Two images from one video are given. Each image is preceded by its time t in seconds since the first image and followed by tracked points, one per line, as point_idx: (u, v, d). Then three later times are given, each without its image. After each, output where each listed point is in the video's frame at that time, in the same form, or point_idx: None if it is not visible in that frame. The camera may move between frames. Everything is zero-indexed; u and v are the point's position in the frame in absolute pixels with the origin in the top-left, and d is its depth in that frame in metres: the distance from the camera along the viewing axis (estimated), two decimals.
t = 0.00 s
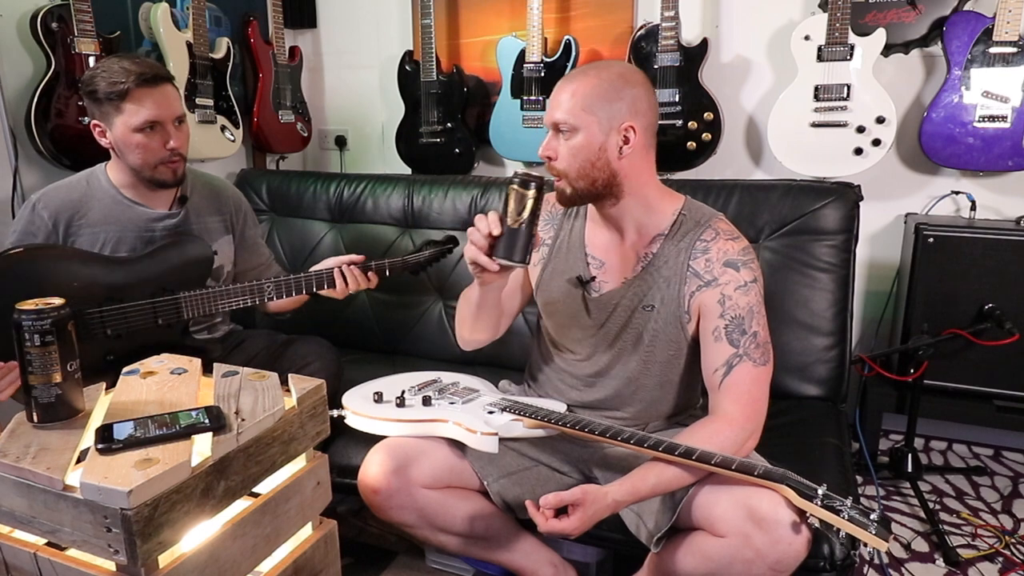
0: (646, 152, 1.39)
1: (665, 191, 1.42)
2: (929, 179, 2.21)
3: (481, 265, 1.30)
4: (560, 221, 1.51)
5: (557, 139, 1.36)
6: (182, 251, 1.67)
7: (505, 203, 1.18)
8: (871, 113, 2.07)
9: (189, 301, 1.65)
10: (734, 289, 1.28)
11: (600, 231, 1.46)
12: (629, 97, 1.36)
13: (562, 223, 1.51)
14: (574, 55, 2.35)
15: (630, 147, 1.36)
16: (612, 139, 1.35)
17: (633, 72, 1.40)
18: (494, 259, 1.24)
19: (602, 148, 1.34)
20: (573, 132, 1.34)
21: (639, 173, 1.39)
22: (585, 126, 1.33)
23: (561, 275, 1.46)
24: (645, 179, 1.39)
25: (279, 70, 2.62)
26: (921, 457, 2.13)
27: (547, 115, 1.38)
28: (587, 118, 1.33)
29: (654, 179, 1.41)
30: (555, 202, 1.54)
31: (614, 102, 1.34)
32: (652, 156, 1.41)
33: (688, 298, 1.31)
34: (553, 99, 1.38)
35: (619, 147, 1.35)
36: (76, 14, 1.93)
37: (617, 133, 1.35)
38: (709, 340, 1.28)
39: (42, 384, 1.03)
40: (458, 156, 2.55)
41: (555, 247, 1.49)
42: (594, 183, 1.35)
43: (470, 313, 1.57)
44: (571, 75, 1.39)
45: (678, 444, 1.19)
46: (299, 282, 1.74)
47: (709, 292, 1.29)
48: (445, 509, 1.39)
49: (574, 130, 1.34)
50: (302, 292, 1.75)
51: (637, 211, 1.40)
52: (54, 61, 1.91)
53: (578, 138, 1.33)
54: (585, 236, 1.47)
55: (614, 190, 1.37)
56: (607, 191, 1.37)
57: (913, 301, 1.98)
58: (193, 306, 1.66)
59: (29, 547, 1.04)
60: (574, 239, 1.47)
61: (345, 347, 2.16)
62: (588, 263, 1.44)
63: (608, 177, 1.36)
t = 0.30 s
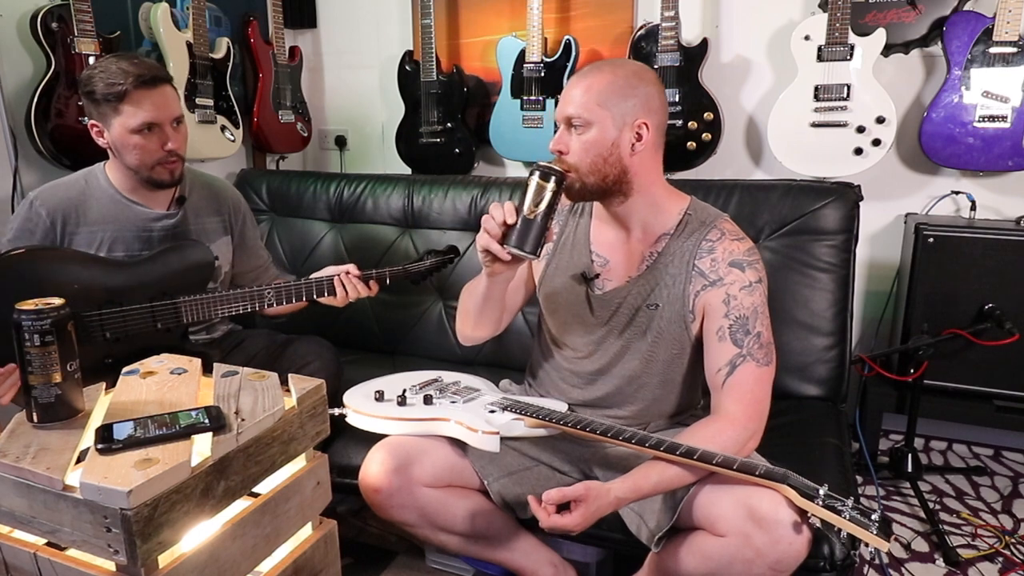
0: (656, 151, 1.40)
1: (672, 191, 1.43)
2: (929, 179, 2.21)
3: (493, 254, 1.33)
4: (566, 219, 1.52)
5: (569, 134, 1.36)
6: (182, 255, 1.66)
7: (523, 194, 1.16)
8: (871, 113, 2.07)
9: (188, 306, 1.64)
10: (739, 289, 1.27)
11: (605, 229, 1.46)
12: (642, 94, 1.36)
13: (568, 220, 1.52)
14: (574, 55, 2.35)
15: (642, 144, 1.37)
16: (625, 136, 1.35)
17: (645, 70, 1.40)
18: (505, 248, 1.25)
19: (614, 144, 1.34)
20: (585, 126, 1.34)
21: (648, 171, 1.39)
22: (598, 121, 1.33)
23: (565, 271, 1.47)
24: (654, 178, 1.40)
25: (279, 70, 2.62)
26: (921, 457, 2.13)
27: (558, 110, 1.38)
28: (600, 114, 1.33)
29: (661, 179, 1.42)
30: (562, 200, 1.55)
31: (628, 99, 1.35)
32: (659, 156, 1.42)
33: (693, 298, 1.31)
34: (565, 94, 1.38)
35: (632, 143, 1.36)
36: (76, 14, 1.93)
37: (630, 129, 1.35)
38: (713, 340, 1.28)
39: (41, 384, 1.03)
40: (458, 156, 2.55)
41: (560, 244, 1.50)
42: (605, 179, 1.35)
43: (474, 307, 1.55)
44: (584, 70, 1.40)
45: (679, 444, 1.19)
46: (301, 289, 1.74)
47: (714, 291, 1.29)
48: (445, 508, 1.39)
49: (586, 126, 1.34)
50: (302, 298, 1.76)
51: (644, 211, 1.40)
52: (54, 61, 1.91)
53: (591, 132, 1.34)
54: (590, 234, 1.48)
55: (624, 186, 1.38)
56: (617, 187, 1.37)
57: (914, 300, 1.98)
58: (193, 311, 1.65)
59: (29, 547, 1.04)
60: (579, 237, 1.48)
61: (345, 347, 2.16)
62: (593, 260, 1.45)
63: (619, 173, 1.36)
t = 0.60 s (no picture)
0: (658, 151, 1.40)
1: (673, 191, 1.43)
2: (929, 179, 2.21)
3: (494, 254, 1.33)
4: (566, 219, 1.53)
5: (570, 135, 1.36)
6: (184, 254, 1.66)
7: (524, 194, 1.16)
8: (871, 113, 2.07)
9: (191, 304, 1.65)
10: (739, 289, 1.28)
11: (606, 229, 1.46)
12: (644, 95, 1.36)
13: (568, 219, 1.52)
14: (574, 55, 2.35)
15: (644, 145, 1.37)
16: (626, 137, 1.35)
17: (647, 70, 1.40)
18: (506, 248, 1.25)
19: (616, 145, 1.34)
20: (587, 127, 1.34)
21: (650, 171, 1.39)
22: (600, 122, 1.33)
23: (565, 270, 1.47)
24: (656, 179, 1.40)
25: (279, 70, 2.62)
26: (921, 457, 2.13)
27: (560, 110, 1.38)
28: (602, 115, 1.34)
29: (663, 179, 1.42)
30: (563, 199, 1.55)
31: (630, 100, 1.35)
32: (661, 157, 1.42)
33: (693, 298, 1.31)
34: (567, 94, 1.38)
35: (633, 144, 1.36)
36: (76, 14, 1.93)
37: (631, 130, 1.35)
38: (713, 340, 1.28)
39: (42, 384, 1.03)
40: (458, 156, 2.55)
41: (560, 244, 1.50)
42: (606, 180, 1.36)
43: (474, 307, 1.55)
44: (586, 70, 1.40)
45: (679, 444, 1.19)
46: (301, 289, 1.75)
47: (714, 291, 1.29)
48: (445, 509, 1.39)
49: (588, 126, 1.34)
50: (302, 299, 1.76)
51: (645, 211, 1.40)
52: (54, 61, 1.91)
53: (593, 133, 1.34)
54: (590, 234, 1.48)
55: (626, 187, 1.38)
56: (618, 188, 1.37)
57: (914, 300, 1.98)
58: (195, 310, 1.65)
59: (30, 547, 1.04)
60: (579, 236, 1.48)
61: (345, 347, 2.16)
62: (593, 260, 1.45)
63: (620, 175, 1.36)
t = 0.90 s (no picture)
0: (656, 152, 1.40)
1: (672, 191, 1.43)
2: (929, 179, 2.21)
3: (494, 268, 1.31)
4: (565, 219, 1.52)
5: (567, 141, 1.36)
6: (188, 257, 1.67)
7: (515, 202, 1.16)
8: (871, 113, 2.07)
9: (193, 306, 1.65)
10: (739, 289, 1.28)
11: (605, 230, 1.46)
12: (638, 98, 1.36)
13: (567, 220, 1.52)
14: (574, 55, 2.35)
15: (640, 148, 1.37)
16: (622, 140, 1.35)
17: (642, 71, 1.39)
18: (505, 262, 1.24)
19: (611, 150, 1.35)
20: (582, 134, 1.34)
21: (649, 172, 1.39)
22: (594, 128, 1.34)
23: (564, 271, 1.47)
24: (655, 179, 1.40)
25: (279, 70, 2.62)
26: (921, 457, 2.13)
27: (556, 116, 1.38)
28: (596, 120, 1.34)
29: (662, 179, 1.42)
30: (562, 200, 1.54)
31: (623, 105, 1.34)
32: (660, 157, 1.42)
33: (693, 298, 1.31)
34: (562, 100, 1.38)
35: (629, 147, 1.36)
36: (76, 15, 1.93)
37: (627, 134, 1.35)
38: (712, 340, 1.28)
39: (42, 384, 1.03)
40: (458, 156, 2.55)
41: (559, 245, 1.50)
42: (604, 185, 1.36)
43: (477, 311, 1.54)
44: (581, 74, 1.40)
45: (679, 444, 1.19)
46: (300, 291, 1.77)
47: (714, 291, 1.29)
48: (445, 509, 1.39)
49: (584, 132, 1.34)
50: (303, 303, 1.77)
51: (644, 213, 1.40)
52: (54, 61, 1.91)
53: (588, 140, 1.34)
54: (589, 235, 1.48)
55: (624, 190, 1.38)
56: (617, 191, 1.38)
57: (913, 300, 1.98)
58: (198, 312, 1.66)
59: (29, 547, 1.04)
60: (578, 237, 1.48)
61: (345, 347, 2.16)
62: (592, 261, 1.44)
63: (617, 179, 1.37)
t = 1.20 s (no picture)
0: (655, 152, 1.40)
1: (671, 191, 1.43)
2: (929, 179, 2.21)
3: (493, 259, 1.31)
4: (565, 220, 1.53)
5: (566, 138, 1.37)
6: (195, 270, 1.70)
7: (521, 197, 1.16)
8: (871, 112, 2.07)
9: (198, 319, 1.65)
10: (739, 290, 1.28)
11: (605, 230, 1.46)
12: (637, 97, 1.36)
13: (568, 221, 1.52)
14: (574, 55, 2.35)
15: (639, 147, 1.37)
16: (621, 138, 1.35)
17: (643, 71, 1.40)
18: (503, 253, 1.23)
19: (610, 148, 1.35)
20: (581, 131, 1.35)
21: (648, 172, 1.39)
22: (593, 126, 1.34)
23: (564, 271, 1.47)
24: (654, 179, 1.40)
25: (279, 70, 2.62)
26: (921, 457, 2.13)
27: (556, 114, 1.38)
28: (596, 118, 1.34)
29: (661, 179, 1.42)
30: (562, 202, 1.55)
31: (623, 103, 1.35)
32: (660, 157, 1.42)
33: (692, 298, 1.31)
34: (562, 99, 1.39)
35: (628, 146, 1.36)
36: (76, 15, 1.93)
37: (626, 133, 1.35)
38: (712, 340, 1.28)
39: (42, 384, 1.03)
40: (458, 156, 2.55)
41: (560, 245, 1.50)
42: (603, 182, 1.36)
43: (476, 309, 1.54)
44: (581, 73, 1.40)
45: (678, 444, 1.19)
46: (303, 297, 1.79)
47: (714, 292, 1.29)
48: (445, 509, 1.39)
49: (583, 130, 1.35)
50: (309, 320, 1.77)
51: (643, 212, 1.40)
52: (54, 61, 1.91)
53: (587, 137, 1.34)
54: (590, 235, 1.48)
55: (622, 189, 1.38)
56: (615, 190, 1.38)
57: (913, 301, 1.98)
58: (202, 325, 1.66)
59: (30, 547, 1.04)
60: (578, 238, 1.48)
61: (345, 347, 2.16)
62: (592, 261, 1.45)
63: (616, 178, 1.37)
